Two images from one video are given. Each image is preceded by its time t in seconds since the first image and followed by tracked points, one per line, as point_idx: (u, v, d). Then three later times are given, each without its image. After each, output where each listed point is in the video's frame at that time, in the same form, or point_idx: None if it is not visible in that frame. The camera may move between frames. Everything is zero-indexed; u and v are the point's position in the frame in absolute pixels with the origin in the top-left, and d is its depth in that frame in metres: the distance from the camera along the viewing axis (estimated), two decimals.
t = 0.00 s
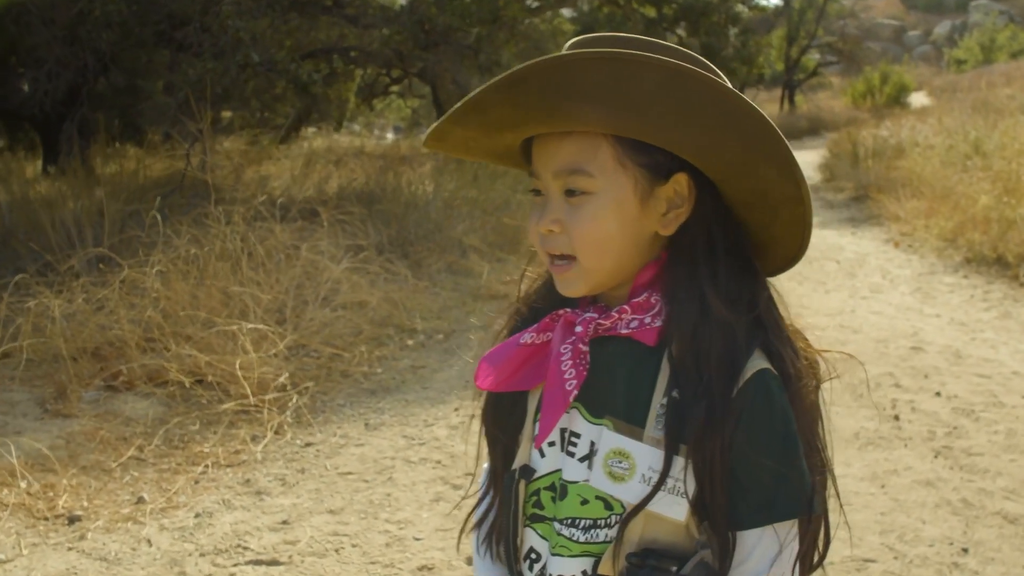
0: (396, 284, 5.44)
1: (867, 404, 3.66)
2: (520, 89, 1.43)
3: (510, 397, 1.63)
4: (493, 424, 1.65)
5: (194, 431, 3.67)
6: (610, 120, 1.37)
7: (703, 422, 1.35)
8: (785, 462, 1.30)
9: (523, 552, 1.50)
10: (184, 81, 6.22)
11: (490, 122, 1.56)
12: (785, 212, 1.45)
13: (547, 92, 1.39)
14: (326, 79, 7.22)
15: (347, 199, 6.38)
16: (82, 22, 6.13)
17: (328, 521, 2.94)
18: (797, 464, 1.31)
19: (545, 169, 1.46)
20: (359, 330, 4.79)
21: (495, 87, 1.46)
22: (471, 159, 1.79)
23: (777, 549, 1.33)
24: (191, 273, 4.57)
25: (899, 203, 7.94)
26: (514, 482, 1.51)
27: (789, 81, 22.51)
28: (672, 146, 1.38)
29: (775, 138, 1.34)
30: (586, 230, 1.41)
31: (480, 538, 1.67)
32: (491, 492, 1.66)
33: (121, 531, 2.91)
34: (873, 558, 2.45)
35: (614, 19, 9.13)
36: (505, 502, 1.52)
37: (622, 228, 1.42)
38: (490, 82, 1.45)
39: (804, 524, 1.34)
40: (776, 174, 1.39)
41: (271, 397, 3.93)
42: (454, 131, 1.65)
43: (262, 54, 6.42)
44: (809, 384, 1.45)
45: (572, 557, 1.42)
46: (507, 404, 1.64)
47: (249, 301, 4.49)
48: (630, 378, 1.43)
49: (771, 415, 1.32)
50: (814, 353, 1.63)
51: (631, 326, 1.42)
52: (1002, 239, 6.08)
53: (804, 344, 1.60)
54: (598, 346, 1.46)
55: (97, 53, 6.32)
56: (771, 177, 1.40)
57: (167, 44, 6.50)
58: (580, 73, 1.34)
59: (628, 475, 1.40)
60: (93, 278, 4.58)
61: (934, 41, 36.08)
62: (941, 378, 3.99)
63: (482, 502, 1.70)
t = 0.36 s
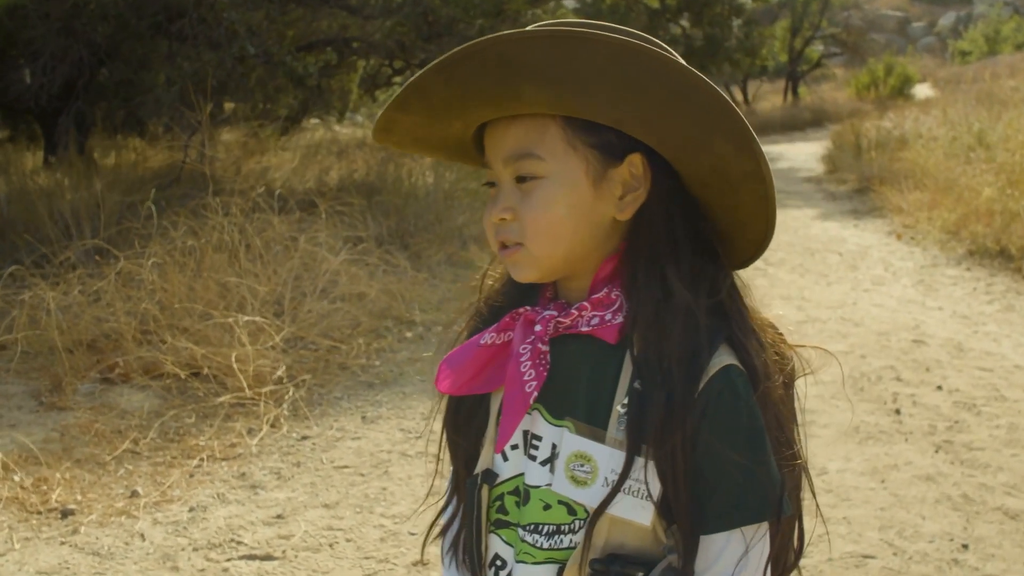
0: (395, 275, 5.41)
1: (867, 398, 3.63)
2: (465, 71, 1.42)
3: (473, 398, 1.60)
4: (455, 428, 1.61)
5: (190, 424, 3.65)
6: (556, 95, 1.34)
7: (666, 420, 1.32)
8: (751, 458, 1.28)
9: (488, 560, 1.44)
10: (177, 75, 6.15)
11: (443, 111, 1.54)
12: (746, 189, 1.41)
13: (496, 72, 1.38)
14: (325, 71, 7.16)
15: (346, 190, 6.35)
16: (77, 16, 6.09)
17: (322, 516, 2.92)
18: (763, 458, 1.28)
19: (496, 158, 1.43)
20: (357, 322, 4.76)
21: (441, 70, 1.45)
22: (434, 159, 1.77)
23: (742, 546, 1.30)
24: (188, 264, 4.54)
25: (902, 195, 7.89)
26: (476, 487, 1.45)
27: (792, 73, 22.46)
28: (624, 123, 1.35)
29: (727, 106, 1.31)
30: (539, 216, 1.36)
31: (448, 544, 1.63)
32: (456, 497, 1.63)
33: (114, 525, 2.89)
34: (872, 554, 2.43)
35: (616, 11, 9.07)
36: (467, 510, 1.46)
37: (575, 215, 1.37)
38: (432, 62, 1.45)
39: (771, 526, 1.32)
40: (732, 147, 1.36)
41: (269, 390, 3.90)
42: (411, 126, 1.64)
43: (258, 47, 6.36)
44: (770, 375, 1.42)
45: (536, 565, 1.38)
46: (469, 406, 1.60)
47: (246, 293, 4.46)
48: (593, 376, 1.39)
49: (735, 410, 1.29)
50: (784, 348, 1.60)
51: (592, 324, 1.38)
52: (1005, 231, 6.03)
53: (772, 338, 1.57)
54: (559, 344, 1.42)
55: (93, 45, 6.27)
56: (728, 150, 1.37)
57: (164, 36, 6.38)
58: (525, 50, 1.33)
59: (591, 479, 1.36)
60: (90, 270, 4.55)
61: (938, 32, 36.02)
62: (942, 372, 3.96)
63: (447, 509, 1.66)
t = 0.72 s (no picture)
0: (395, 270, 5.38)
1: (869, 395, 3.61)
2: (423, 66, 1.43)
3: (446, 406, 1.60)
4: (426, 439, 1.61)
5: (188, 420, 3.63)
6: (513, 84, 1.35)
7: (637, 422, 1.29)
8: (728, 459, 1.24)
9: (463, 572, 1.42)
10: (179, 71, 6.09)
11: (405, 110, 1.55)
12: (712, 168, 1.40)
13: (453, 63, 1.38)
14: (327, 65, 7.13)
15: (346, 184, 6.33)
16: (80, 10, 6.15)
17: (320, 513, 2.90)
18: (740, 459, 1.24)
19: (458, 156, 1.42)
20: (357, 317, 4.73)
21: (398, 68, 1.46)
22: (400, 168, 1.77)
23: (719, 549, 1.26)
24: (186, 259, 4.52)
25: (905, 190, 7.86)
26: (449, 498, 1.43)
27: (796, 66, 22.40)
28: (583, 109, 1.35)
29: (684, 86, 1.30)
30: (500, 213, 1.35)
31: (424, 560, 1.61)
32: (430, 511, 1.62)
33: (110, 523, 2.88)
34: (872, 553, 2.40)
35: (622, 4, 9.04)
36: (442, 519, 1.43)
37: (538, 210, 1.35)
38: (387, 58, 1.45)
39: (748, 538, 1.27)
40: (696, 130, 1.36)
41: (268, 386, 3.89)
42: (374, 130, 1.64)
43: (261, 41, 6.34)
44: (748, 371, 1.40)
45: None
46: (441, 416, 1.60)
47: (245, 288, 4.44)
48: (565, 382, 1.38)
49: (712, 409, 1.26)
50: (763, 344, 1.57)
51: (564, 328, 1.36)
52: (1010, 226, 6.00)
53: (751, 334, 1.54)
54: (531, 350, 1.42)
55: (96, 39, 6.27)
56: (691, 133, 1.36)
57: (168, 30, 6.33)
58: (478, 40, 1.33)
59: (565, 489, 1.34)
60: (89, 265, 4.54)
61: (943, 26, 35.97)
62: (945, 368, 3.94)
63: (422, 525, 1.65)
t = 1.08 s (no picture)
0: (395, 267, 5.37)
1: (869, 394, 3.60)
2: (396, 73, 1.40)
3: (426, 417, 1.57)
4: (405, 449, 1.58)
5: (187, 419, 3.62)
6: (489, 87, 1.33)
7: (619, 432, 1.27)
8: (710, 469, 1.23)
9: None
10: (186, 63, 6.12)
11: (378, 118, 1.52)
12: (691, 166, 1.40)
13: (427, 68, 1.37)
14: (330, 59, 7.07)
15: (345, 181, 6.31)
16: (82, 4, 6.13)
17: (318, 513, 2.90)
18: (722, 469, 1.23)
19: (435, 163, 1.41)
20: (357, 315, 4.73)
21: (370, 76, 1.43)
22: (373, 178, 1.74)
23: (700, 561, 1.24)
24: (186, 257, 4.50)
25: (906, 187, 7.86)
26: (429, 510, 1.40)
27: (797, 62, 22.40)
28: (561, 111, 1.34)
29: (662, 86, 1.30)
30: (480, 219, 1.32)
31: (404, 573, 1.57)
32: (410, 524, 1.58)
33: (109, 523, 2.88)
34: (871, 553, 2.40)
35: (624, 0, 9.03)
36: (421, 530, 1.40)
37: (518, 216, 1.33)
38: (359, 67, 1.43)
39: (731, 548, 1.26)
40: (674, 129, 1.35)
41: (267, 385, 3.88)
42: (346, 139, 1.62)
43: (264, 35, 6.31)
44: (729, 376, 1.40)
45: None
46: (421, 428, 1.57)
47: (245, 287, 4.44)
48: (548, 391, 1.35)
49: (694, 418, 1.24)
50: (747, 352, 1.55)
51: (546, 338, 1.35)
52: (1011, 224, 6.00)
53: (733, 342, 1.53)
54: (512, 359, 1.39)
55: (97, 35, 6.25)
56: (670, 132, 1.36)
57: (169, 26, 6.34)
58: (452, 45, 1.31)
59: (546, 500, 1.30)
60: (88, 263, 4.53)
61: (943, 22, 35.98)
62: (945, 367, 3.93)
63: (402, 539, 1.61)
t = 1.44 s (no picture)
0: (396, 267, 5.38)
1: (870, 394, 3.61)
2: (387, 81, 1.41)
3: (417, 420, 1.57)
4: (396, 453, 1.57)
5: (189, 419, 3.64)
6: (479, 93, 1.34)
7: (611, 435, 1.27)
8: (702, 470, 1.23)
9: None
10: (187, 62, 6.11)
11: (370, 124, 1.53)
12: (681, 167, 1.41)
13: (417, 76, 1.37)
14: (330, 58, 7.06)
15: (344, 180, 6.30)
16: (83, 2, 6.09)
17: (321, 512, 2.91)
18: (713, 469, 1.23)
19: (426, 169, 1.41)
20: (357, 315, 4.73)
21: (361, 83, 1.44)
22: (365, 183, 1.74)
23: (692, 562, 1.24)
24: (188, 258, 4.51)
25: (906, 187, 7.87)
26: (422, 512, 1.39)
27: (796, 61, 22.42)
28: (552, 116, 1.34)
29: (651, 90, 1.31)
30: (473, 223, 1.33)
31: None
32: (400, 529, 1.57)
33: (113, 523, 2.89)
34: (872, 553, 2.41)
35: None
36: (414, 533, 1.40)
37: (510, 221, 1.34)
38: (350, 74, 1.44)
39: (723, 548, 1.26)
40: (662, 132, 1.36)
41: (268, 386, 3.89)
42: (338, 144, 1.62)
43: (265, 33, 6.31)
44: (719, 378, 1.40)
45: None
46: (411, 432, 1.57)
47: (247, 287, 4.45)
48: (539, 396, 1.36)
49: (684, 422, 1.24)
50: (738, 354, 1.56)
51: (536, 342, 1.35)
52: (1010, 225, 6.02)
53: (725, 343, 1.52)
54: (504, 363, 1.40)
55: (98, 34, 6.24)
56: (660, 135, 1.37)
57: (170, 25, 6.31)
58: (442, 53, 1.31)
59: (538, 503, 1.31)
60: (90, 264, 4.54)
61: (943, 22, 36.05)
62: (945, 367, 3.94)
63: (392, 544, 1.60)
